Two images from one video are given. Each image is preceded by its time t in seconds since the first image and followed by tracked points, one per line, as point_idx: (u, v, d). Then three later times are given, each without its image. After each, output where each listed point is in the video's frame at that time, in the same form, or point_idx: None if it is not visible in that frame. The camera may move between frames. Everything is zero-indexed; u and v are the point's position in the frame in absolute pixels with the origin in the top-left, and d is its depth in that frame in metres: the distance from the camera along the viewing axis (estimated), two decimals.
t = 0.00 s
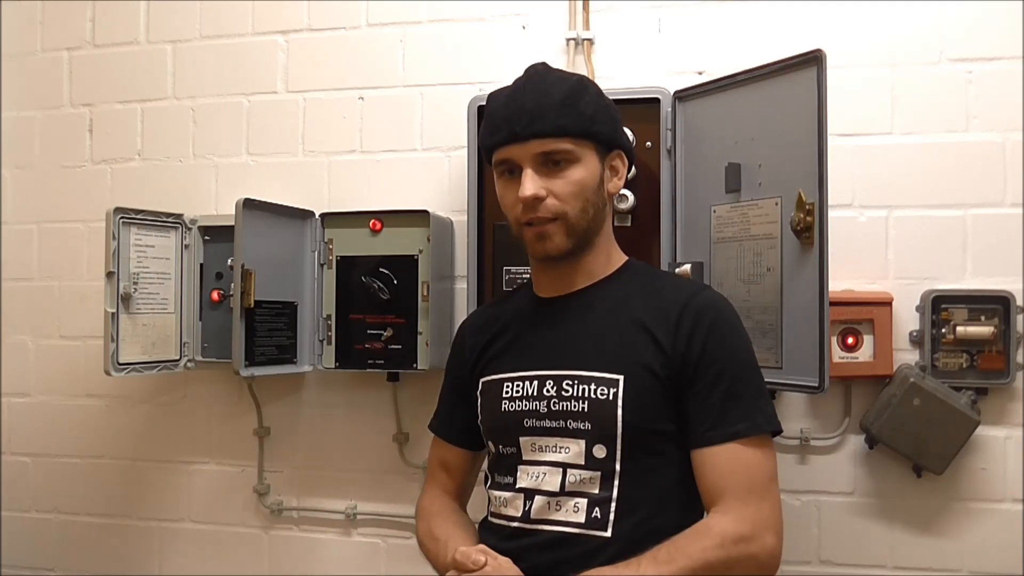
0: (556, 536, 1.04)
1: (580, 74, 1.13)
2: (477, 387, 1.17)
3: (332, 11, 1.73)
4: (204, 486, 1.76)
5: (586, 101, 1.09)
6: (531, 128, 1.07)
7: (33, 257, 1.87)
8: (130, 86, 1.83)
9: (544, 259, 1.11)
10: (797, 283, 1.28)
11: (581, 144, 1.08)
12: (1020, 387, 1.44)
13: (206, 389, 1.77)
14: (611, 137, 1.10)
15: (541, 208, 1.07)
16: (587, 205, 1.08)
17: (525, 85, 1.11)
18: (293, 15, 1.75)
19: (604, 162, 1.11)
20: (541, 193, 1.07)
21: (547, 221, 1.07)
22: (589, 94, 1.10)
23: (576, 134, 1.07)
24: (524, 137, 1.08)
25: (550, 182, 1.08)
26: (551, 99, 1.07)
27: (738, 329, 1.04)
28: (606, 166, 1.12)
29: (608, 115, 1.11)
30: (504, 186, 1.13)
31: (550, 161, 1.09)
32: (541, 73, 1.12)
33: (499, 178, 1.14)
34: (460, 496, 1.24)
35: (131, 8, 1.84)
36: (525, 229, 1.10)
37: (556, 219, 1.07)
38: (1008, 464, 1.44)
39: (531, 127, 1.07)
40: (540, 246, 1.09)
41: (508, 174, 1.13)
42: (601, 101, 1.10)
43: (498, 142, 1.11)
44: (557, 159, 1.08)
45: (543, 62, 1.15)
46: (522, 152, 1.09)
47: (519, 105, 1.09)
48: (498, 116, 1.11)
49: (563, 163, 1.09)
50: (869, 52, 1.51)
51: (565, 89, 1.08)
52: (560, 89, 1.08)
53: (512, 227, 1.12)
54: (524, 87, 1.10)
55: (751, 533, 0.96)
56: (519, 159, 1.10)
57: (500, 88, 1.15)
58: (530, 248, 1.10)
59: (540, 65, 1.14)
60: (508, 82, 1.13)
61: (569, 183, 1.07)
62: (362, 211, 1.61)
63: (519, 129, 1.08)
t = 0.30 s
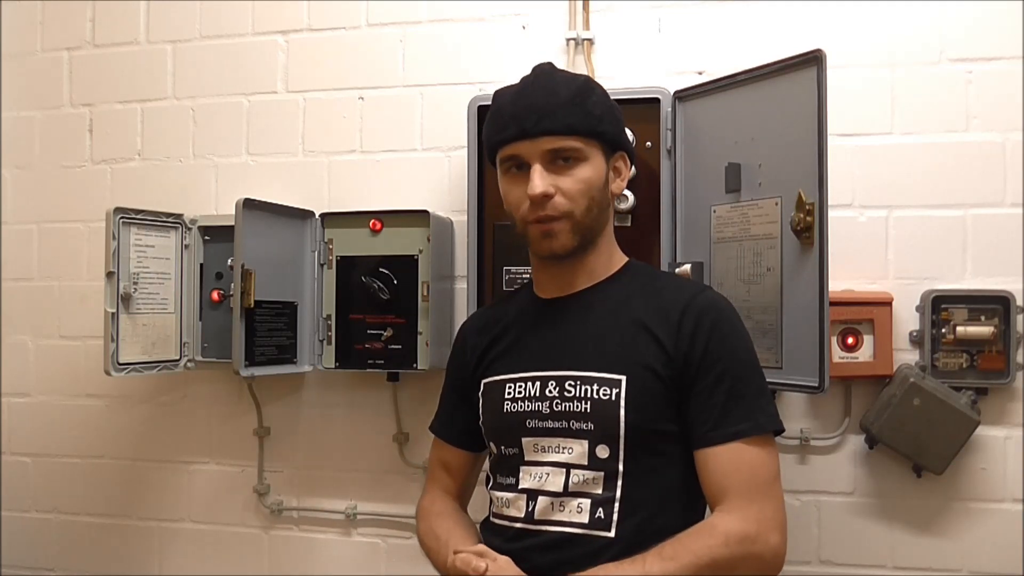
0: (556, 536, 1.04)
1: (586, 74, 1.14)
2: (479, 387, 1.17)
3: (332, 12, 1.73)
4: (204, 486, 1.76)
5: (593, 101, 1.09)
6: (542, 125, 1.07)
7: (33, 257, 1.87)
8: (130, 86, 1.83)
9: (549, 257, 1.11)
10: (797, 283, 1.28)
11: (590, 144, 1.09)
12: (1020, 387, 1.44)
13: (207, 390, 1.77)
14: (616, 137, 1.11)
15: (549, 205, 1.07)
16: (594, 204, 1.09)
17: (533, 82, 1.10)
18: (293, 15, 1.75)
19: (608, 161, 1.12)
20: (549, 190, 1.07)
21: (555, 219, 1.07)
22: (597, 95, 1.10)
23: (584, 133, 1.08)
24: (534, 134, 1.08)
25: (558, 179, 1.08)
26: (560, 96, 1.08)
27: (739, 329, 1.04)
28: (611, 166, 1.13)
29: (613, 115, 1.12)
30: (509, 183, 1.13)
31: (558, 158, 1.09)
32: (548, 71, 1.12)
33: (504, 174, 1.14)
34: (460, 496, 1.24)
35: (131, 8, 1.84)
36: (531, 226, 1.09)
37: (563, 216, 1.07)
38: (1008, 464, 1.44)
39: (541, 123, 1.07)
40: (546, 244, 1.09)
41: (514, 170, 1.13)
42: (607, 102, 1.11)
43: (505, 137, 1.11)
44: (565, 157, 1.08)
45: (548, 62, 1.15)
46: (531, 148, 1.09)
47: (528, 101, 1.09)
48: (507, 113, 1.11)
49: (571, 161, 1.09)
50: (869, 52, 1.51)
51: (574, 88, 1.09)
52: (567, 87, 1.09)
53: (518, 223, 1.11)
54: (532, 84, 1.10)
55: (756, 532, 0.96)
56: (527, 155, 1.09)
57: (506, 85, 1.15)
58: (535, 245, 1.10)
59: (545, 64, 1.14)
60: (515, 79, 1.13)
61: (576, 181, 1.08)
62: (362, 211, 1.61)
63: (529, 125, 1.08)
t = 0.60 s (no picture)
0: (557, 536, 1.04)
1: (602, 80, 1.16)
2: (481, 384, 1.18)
3: (332, 11, 1.73)
4: (204, 486, 1.76)
5: (615, 107, 1.12)
6: (573, 130, 1.08)
7: (33, 257, 1.87)
8: (130, 87, 1.83)
9: (567, 260, 1.11)
10: (797, 282, 1.28)
11: (612, 150, 1.11)
12: (1020, 387, 1.44)
13: (207, 390, 1.77)
14: (632, 144, 1.14)
15: (576, 210, 1.08)
16: (614, 209, 1.11)
17: (557, 84, 1.11)
18: (293, 15, 1.75)
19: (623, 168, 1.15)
20: (577, 195, 1.07)
21: (580, 223, 1.08)
22: (618, 102, 1.13)
23: (611, 139, 1.10)
24: (563, 138, 1.08)
25: (583, 184, 1.09)
26: (589, 101, 1.09)
27: (740, 318, 1.05)
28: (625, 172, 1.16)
29: (629, 122, 1.14)
30: (529, 184, 1.12)
31: (582, 163, 1.10)
32: (568, 73, 1.13)
33: (521, 175, 1.13)
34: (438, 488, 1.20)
35: (130, 9, 1.84)
36: (554, 229, 1.09)
37: (588, 221, 1.09)
38: (1008, 465, 1.44)
39: (572, 128, 1.08)
40: (569, 247, 1.09)
41: (533, 172, 1.12)
42: (625, 110, 1.14)
43: (532, 139, 1.10)
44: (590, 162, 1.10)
45: (564, 64, 1.16)
46: (558, 151, 1.09)
47: (556, 103, 1.09)
48: (530, 113, 1.10)
49: (595, 167, 1.11)
50: (869, 52, 1.51)
51: (599, 94, 1.11)
52: (593, 93, 1.10)
53: (537, 225, 1.11)
54: (558, 85, 1.11)
55: (765, 496, 0.93)
56: (554, 158, 1.10)
57: (524, 85, 1.15)
58: (556, 249, 1.10)
59: (562, 65, 1.15)
60: (535, 80, 1.14)
61: (601, 186, 1.09)
62: (362, 211, 1.61)
63: (559, 128, 1.08)
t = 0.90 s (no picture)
0: (557, 536, 1.04)
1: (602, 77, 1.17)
2: (479, 387, 1.17)
3: (333, 11, 1.73)
4: (204, 486, 1.76)
5: (615, 102, 1.12)
6: (573, 123, 1.08)
7: (33, 257, 1.87)
8: (130, 87, 1.83)
9: (564, 256, 1.11)
10: (797, 282, 1.28)
11: (611, 145, 1.11)
12: (1020, 387, 1.44)
13: (207, 390, 1.77)
14: (630, 141, 1.14)
15: (574, 203, 1.08)
16: (613, 205, 1.11)
17: (558, 80, 1.11)
18: (293, 15, 1.75)
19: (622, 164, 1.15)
20: (575, 188, 1.07)
21: (578, 216, 1.08)
22: (617, 97, 1.14)
23: (609, 134, 1.10)
24: (563, 131, 1.09)
25: (582, 178, 1.09)
26: (590, 96, 1.09)
27: (744, 331, 1.05)
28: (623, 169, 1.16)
29: (627, 118, 1.15)
30: (527, 178, 1.12)
31: (581, 158, 1.10)
32: (569, 69, 1.14)
33: (520, 169, 1.13)
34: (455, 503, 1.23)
35: (131, 9, 1.84)
36: (551, 223, 1.09)
37: (586, 215, 1.08)
38: (1008, 465, 1.44)
39: (573, 121, 1.09)
40: (566, 241, 1.09)
41: (531, 167, 1.13)
42: (625, 106, 1.14)
43: (533, 131, 1.10)
44: (589, 156, 1.10)
45: (565, 61, 1.17)
46: (558, 144, 1.10)
47: (557, 98, 1.09)
48: (530, 108, 1.11)
49: (593, 161, 1.11)
50: (869, 51, 1.51)
51: (599, 89, 1.11)
52: (594, 89, 1.11)
53: (535, 219, 1.11)
54: (560, 81, 1.11)
55: (759, 535, 0.97)
56: (554, 152, 1.10)
57: (525, 80, 1.15)
58: (552, 243, 1.10)
59: (563, 62, 1.16)
60: (536, 75, 1.14)
61: (599, 181, 1.09)
62: (362, 211, 1.61)
63: (559, 121, 1.08)
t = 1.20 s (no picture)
0: (557, 536, 1.04)
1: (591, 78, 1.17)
2: (479, 389, 1.17)
3: (333, 11, 1.73)
4: (204, 487, 1.76)
5: (604, 102, 1.13)
6: (561, 123, 1.09)
7: (33, 258, 1.87)
8: (130, 87, 1.83)
9: (558, 257, 1.11)
10: (797, 282, 1.28)
11: (601, 144, 1.12)
12: (1020, 387, 1.44)
13: (206, 390, 1.77)
14: (621, 140, 1.15)
15: (566, 202, 1.08)
16: (605, 204, 1.11)
17: (546, 82, 1.12)
18: (293, 15, 1.75)
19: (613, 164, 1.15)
20: (566, 188, 1.08)
21: (569, 216, 1.09)
22: (605, 97, 1.14)
23: (599, 133, 1.11)
24: (551, 132, 1.10)
25: (573, 178, 1.09)
26: (577, 97, 1.10)
27: (741, 328, 1.05)
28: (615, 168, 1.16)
29: (617, 117, 1.15)
30: (518, 180, 1.13)
31: (571, 158, 1.11)
32: (557, 71, 1.15)
33: (512, 172, 1.14)
34: (456, 503, 1.23)
35: (131, 9, 1.84)
36: (543, 224, 1.10)
37: (578, 214, 1.09)
38: (1008, 465, 1.44)
39: (560, 121, 1.09)
40: (559, 241, 1.09)
41: (522, 169, 1.13)
42: (614, 106, 1.15)
43: (522, 133, 1.11)
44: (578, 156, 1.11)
45: (554, 64, 1.18)
46: (547, 146, 1.10)
47: (545, 99, 1.10)
48: (519, 110, 1.11)
49: (583, 161, 1.11)
50: (869, 51, 1.51)
51: (587, 89, 1.12)
52: (581, 89, 1.11)
53: (527, 221, 1.11)
54: (547, 82, 1.12)
55: (760, 530, 0.96)
56: (544, 153, 1.11)
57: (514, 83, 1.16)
58: (545, 244, 1.10)
59: (551, 65, 1.17)
60: (525, 78, 1.15)
61: (591, 180, 1.10)
62: (362, 211, 1.61)
63: (547, 122, 1.09)
